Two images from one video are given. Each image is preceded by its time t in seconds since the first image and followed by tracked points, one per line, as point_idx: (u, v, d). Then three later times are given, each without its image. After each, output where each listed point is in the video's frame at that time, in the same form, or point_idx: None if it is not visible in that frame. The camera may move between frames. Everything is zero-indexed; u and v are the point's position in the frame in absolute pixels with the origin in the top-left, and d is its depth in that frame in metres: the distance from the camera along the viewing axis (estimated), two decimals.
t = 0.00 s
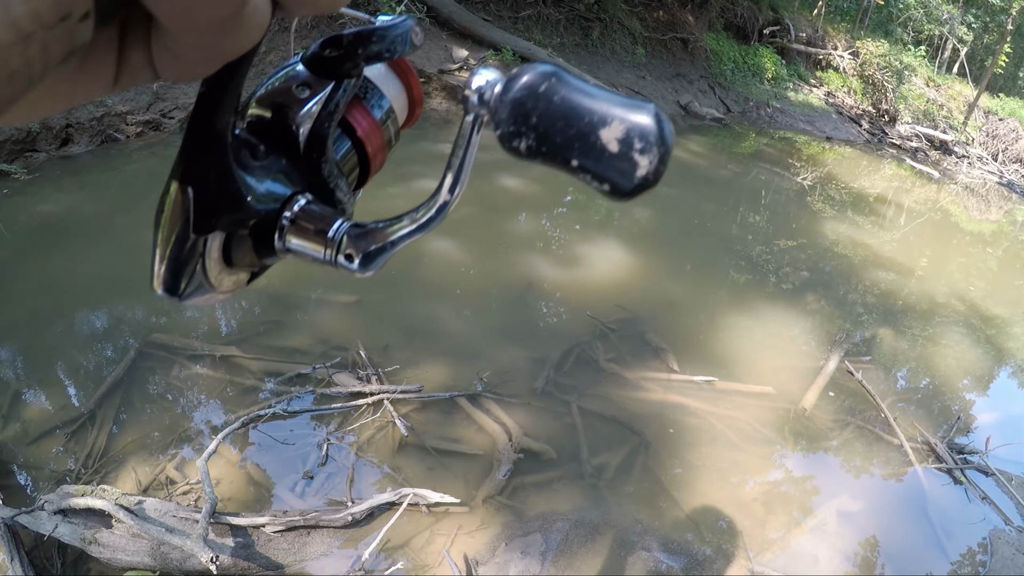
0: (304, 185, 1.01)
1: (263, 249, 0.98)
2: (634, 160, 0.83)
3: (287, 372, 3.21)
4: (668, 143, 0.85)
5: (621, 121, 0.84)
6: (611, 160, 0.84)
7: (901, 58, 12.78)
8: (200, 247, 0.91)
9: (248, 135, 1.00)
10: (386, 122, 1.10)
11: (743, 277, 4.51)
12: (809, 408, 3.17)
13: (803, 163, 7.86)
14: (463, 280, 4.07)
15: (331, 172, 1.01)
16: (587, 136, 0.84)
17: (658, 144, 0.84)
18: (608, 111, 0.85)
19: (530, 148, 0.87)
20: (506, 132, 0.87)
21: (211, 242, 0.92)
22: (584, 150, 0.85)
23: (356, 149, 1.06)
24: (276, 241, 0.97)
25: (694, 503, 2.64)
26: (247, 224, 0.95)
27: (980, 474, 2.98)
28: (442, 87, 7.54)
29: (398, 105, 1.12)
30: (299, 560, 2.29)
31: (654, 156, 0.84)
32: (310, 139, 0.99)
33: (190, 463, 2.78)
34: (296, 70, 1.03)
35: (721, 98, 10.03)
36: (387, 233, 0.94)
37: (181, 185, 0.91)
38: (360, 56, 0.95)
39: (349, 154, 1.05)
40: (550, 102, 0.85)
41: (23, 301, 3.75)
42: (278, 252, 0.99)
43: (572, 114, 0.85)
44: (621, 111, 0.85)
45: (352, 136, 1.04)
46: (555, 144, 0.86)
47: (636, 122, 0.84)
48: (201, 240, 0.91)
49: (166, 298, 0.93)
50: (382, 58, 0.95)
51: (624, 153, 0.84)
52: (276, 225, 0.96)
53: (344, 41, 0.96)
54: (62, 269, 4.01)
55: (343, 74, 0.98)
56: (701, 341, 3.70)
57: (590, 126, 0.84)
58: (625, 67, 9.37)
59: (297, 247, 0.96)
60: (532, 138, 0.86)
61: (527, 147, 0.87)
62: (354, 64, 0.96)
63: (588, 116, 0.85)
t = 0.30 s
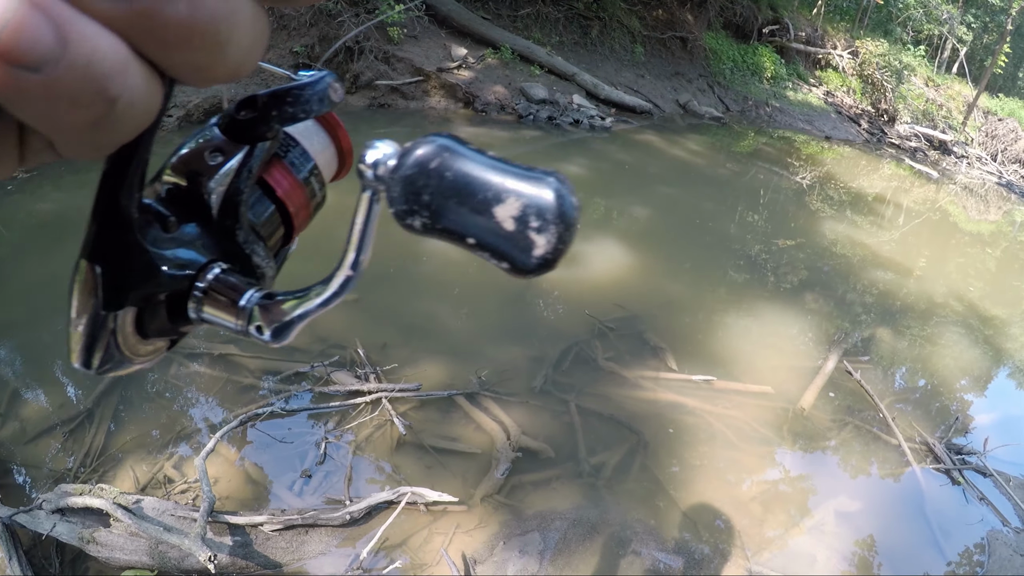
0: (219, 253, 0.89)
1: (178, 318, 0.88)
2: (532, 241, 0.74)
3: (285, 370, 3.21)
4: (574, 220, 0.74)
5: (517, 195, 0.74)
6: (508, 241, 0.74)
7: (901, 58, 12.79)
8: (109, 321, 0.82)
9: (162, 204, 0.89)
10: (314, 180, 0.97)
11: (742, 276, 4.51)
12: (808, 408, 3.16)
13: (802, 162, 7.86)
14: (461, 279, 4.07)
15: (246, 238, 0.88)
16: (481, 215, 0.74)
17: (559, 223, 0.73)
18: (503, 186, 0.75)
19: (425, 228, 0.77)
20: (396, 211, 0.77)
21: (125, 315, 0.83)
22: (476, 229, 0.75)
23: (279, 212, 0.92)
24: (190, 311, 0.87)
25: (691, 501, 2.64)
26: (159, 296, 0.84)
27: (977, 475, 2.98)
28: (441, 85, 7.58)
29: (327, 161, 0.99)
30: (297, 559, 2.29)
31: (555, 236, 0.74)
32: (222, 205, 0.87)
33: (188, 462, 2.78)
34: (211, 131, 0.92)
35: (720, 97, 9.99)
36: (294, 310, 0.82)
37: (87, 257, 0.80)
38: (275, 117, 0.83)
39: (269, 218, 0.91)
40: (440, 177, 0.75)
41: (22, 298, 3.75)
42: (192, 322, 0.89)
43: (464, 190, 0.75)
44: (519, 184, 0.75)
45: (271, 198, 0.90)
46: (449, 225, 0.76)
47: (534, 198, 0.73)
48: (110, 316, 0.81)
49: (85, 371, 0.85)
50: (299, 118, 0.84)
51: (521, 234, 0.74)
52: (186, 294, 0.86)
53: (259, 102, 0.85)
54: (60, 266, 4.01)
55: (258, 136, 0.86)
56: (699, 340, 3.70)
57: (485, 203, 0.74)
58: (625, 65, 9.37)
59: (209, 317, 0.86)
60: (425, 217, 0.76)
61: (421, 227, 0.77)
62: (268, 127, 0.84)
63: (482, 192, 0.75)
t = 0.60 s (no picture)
0: (71, 276, 1.11)
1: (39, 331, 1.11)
2: (320, 289, 0.87)
3: (276, 359, 3.18)
4: (359, 270, 0.88)
5: (303, 247, 0.87)
6: (299, 288, 0.88)
7: (893, 44, 12.77)
8: None
9: (13, 232, 1.10)
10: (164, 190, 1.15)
11: (733, 260, 4.51)
12: (798, 392, 3.18)
13: (794, 147, 7.86)
14: (450, 266, 4.08)
15: (93, 262, 1.09)
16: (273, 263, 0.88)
17: (343, 275, 0.87)
18: (293, 237, 0.88)
19: (225, 271, 0.90)
20: (199, 256, 0.90)
21: None
22: (271, 278, 0.88)
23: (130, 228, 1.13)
24: (44, 335, 1.10)
25: (683, 484, 2.64)
26: (21, 319, 1.07)
27: (967, 457, 2.99)
28: (431, 69, 7.58)
29: (186, 163, 1.19)
30: (290, 549, 2.26)
31: (341, 287, 0.87)
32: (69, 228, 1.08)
33: (179, 452, 2.72)
34: (56, 155, 1.11)
35: (712, 81, 10.02)
36: (134, 340, 1.02)
37: None
38: (116, 136, 1.05)
39: (121, 234, 1.12)
40: (233, 226, 0.89)
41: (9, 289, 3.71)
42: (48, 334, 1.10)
43: (256, 238, 0.88)
44: (308, 234, 0.88)
45: (121, 214, 1.11)
46: (246, 270, 0.89)
47: (320, 250, 0.86)
48: None
49: None
50: (139, 136, 1.04)
51: (309, 283, 0.87)
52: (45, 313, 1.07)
53: (100, 122, 1.05)
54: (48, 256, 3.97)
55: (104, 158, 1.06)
56: (690, 324, 3.70)
57: (275, 252, 0.88)
58: (616, 50, 9.30)
59: (62, 339, 1.09)
60: (224, 262, 0.89)
61: (221, 271, 0.90)
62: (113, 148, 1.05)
63: (273, 243, 0.88)
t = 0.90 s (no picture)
0: (42, 278, 1.10)
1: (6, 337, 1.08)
2: (287, 291, 0.85)
3: (270, 353, 3.17)
4: (325, 270, 0.85)
5: (270, 249, 0.84)
6: (267, 290, 0.86)
7: (891, 49, 12.79)
8: None
9: None
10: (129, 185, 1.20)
11: (729, 265, 4.51)
12: (792, 399, 3.18)
13: (791, 152, 7.87)
14: (446, 265, 4.08)
15: (64, 262, 1.10)
16: (240, 266, 0.85)
17: (310, 277, 0.85)
18: (259, 239, 0.85)
19: (191, 274, 0.88)
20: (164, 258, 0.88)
21: None
22: (238, 279, 0.86)
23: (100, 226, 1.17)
24: (15, 337, 1.08)
25: (675, 489, 2.64)
26: None
27: (961, 468, 2.99)
28: (431, 68, 7.55)
29: (154, 161, 1.25)
30: (278, 544, 2.25)
31: (308, 289, 0.85)
32: (40, 228, 1.08)
33: (170, 444, 2.71)
34: (23, 157, 1.11)
35: (710, 86, 10.02)
36: (106, 342, 1.01)
37: None
38: (84, 136, 1.03)
39: (90, 231, 1.16)
40: (199, 228, 0.86)
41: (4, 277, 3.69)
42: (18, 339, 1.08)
43: (223, 240, 0.86)
44: (275, 235, 0.86)
45: (92, 214, 1.15)
46: (212, 273, 0.87)
47: (287, 251, 0.84)
48: None
49: None
50: (107, 135, 1.02)
51: (276, 285, 0.85)
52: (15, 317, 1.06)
53: (68, 123, 1.04)
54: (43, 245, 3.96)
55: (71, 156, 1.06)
56: (685, 329, 3.70)
57: (241, 254, 0.85)
58: (615, 52, 9.29)
59: (34, 341, 1.07)
60: (191, 264, 0.86)
61: (187, 274, 0.87)
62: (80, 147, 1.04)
63: (239, 245, 0.85)
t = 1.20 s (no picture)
0: (24, 295, 1.14)
1: None
2: (260, 303, 0.88)
3: (270, 355, 3.17)
4: (297, 282, 0.89)
5: (242, 262, 0.88)
6: (240, 302, 0.89)
7: (892, 54, 12.81)
8: None
9: None
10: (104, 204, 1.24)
11: (730, 269, 4.52)
12: (794, 404, 3.18)
13: (793, 157, 7.87)
14: (446, 268, 4.08)
15: (45, 280, 1.14)
16: (213, 279, 0.88)
17: (281, 288, 0.88)
18: (231, 252, 0.88)
19: (167, 288, 0.91)
20: (141, 273, 0.91)
21: None
22: (212, 292, 0.89)
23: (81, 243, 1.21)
24: None
25: (676, 494, 2.63)
26: None
27: (963, 474, 2.98)
28: (433, 71, 7.56)
29: (131, 178, 1.30)
30: (278, 547, 2.25)
31: (279, 300, 0.89)
32: (21, 247, 1.11)
33: (171, 444, 2.70)
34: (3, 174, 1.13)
35: (711, 90, 10.02)
36: (88, 356, 1.07)
37: None
38: (62, 155, 1.06)
39: (70, 249, 1.19)
40: (173, 243, 0.89)
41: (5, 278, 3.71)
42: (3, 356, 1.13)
43: (196, 254, 0.89)
44: (247, 248, 0.89)
45: (72, 232, 1.19)
46: (187, 286, 0.90)
47: (258, 264, 0.88)
48: None
49: None
50: (85, 154, 1.05)
51: (249, 297, 0.88)
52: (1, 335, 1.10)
53: (47, 142, 1.07)
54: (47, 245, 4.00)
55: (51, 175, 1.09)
56: (685, 334, 3.70)
57: (214, 267, 0.89)
58: (617, 56, 9.29)
59: (19, 357, 1.11)
60: (165, 279, 0.90)
61: (163, 288, 0.91)
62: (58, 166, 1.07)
63: (212, 258, 0.89)
